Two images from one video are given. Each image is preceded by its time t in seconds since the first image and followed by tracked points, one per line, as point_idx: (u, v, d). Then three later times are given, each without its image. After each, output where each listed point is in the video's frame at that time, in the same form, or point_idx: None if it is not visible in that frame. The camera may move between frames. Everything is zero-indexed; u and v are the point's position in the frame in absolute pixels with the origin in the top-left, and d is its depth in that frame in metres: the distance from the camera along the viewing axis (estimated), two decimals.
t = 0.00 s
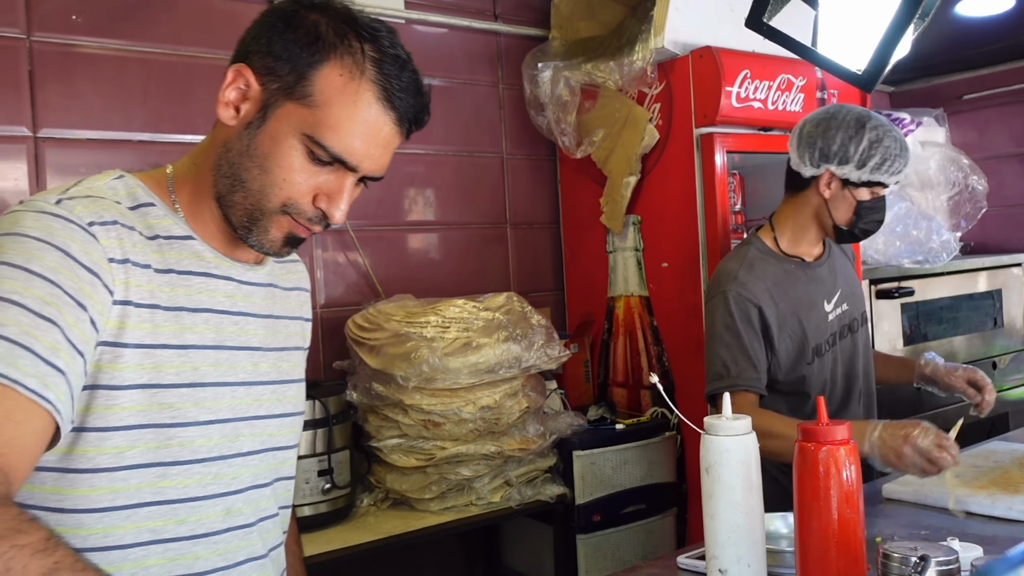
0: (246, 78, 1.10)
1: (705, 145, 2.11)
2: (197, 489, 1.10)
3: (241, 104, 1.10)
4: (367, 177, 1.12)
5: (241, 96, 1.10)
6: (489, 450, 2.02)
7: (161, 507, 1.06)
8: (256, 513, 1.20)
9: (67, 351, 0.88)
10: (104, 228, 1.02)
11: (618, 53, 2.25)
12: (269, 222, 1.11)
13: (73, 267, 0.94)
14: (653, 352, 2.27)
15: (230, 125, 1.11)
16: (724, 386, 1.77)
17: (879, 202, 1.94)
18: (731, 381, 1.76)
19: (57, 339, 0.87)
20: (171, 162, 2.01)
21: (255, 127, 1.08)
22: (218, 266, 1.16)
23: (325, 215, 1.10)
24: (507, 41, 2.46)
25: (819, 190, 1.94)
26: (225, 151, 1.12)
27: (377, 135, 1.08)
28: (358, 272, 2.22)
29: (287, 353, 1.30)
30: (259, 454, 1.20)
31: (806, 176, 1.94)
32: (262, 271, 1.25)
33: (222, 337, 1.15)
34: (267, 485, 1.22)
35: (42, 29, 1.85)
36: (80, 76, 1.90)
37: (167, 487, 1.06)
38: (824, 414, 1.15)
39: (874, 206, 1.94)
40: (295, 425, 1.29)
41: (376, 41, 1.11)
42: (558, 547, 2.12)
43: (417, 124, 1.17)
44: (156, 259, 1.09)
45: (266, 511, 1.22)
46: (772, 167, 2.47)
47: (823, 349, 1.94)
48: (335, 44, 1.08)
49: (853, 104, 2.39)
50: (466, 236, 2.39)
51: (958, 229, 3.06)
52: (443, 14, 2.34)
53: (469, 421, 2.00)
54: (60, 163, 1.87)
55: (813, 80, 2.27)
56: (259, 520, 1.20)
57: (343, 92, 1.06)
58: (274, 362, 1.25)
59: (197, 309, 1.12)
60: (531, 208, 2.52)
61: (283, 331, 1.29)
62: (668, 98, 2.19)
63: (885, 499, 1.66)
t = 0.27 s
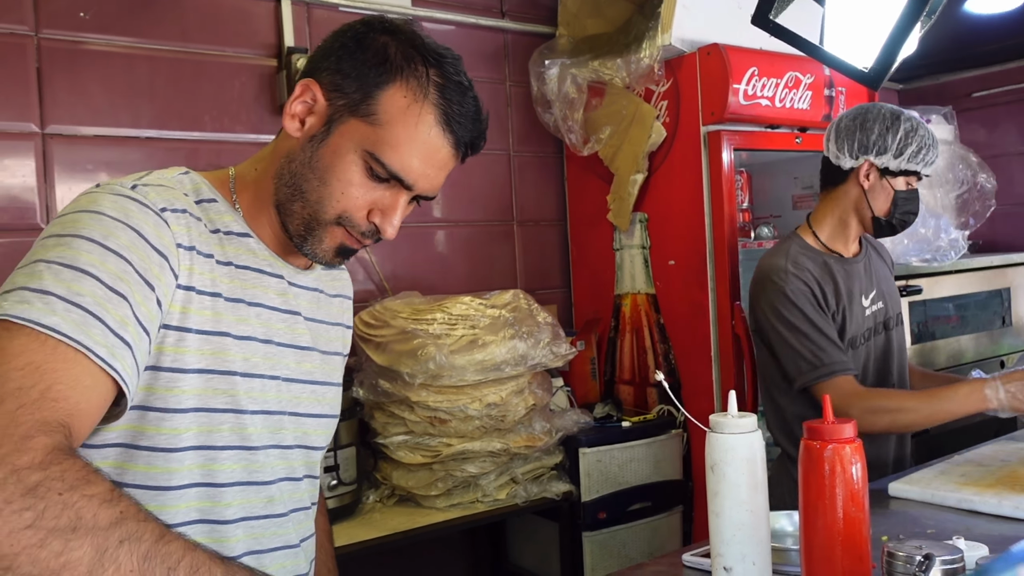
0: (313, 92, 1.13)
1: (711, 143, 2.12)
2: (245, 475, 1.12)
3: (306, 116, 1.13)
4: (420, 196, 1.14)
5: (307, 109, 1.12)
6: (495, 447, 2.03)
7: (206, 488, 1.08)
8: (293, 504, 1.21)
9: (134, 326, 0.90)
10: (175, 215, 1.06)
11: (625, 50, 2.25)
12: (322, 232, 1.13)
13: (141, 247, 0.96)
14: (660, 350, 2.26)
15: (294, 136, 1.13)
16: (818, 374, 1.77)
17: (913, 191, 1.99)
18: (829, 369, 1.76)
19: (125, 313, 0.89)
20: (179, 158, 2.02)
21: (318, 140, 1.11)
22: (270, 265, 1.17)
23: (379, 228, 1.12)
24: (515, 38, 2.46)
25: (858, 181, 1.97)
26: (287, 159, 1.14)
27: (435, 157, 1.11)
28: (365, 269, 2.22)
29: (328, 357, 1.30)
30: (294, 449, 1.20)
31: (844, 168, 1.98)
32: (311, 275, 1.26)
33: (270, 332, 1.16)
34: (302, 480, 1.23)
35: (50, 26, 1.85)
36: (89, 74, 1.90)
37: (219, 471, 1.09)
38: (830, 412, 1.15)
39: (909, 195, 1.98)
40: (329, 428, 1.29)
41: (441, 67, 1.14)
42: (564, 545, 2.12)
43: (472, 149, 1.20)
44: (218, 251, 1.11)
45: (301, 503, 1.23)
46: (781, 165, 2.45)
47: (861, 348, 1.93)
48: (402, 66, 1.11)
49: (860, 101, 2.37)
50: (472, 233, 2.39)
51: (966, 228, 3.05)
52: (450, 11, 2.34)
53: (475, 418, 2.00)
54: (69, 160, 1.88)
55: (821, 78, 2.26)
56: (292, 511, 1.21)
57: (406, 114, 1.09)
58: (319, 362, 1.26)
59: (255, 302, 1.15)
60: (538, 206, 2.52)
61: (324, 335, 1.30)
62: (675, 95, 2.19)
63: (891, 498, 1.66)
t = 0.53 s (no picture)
0: (360, 102, 1.18)
1: (710, 141, 2.12)
2: (276, 465, 1.14)
3: (352, 125, 1.18)
4: (456, 208, 1.19)
5: (354, 118, 1.18)
6: (491, 444, 2.04)
7: (239, 477, 1.10)
8: (323, 497, 1.24)
9: (167, 319, 0.93)
10: (221, 212, 1.10)
11: (625, 48, 2.24)
12: (359, 237, 1.17)
13: (179, 241, 1.00)
14: (657, 347, 2.27)
15: (339, 144, 1.19)
16: (926, 336, 1.79)
17: (960, 195, 2.03)
18: (933, 333, 1.79)
19: (160, 306, 0.93)
20: (178, 154, 2.03)
21: (362, 149, 1.16)
22: (308, 264, 1.21)
23: (414, 237, 1.17)
24: (514, 35, 2.47)
25: (909, 178, 2.03)
26: (330, 166, 1.19)
27: (473, 172, 1.16)
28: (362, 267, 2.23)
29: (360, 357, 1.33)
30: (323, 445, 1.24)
31: (897, 163, 2.04)
32: (347, 278, 1.29)
33: (306, 329, 1.19)
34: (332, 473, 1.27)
35: (50, 21, 1.86)
36: (89, 69, 1.91)
37: (252, 461, 1.11)
38: (819, 410, 1.16)
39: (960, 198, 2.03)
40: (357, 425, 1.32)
41: (484, 85, 1.19)
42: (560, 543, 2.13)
43: (509, 166, 1.24)
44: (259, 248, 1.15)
45: (330, 495, 1.26)
46: (779, 165, 2.47)
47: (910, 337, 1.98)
48: (446, 82, 1.16)
49: (859, 101, 2.37)
50: (471, 231, 2.39)
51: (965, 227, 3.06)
52: (450, 8, 2.35)
53: (472, 414, 2.01)
54: (68, 155, 1.89)
55: (820, 77, 2.26)
56: (322, 502, 1.24)
57: (448, 128, 1.14)
58: (352, 361, 1.30)
59: (296, 300, 1.19)
60: (536, 203, 2.51)
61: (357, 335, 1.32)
62: (674, 94, 2.19)
63: (885, 496, 1.66)
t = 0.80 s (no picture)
0: (364, 109, 1.19)
1: (684, 142, 2.14)
2: (272, 471, 1.15)
3: (355, 132, 1.18)
4: (458, 215, 1.20)
5: (357, 125, 1.18)
6: (464, 442, 2.05)
7: (224, 479, 1.11)
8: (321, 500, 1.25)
9: (172, 349, 0.97)
10: (215, 224, 1.10)
11: (601, 49, 2.26)
12: (361, 242, 1.18)
13: (178, 266, 1.01)
14: (630, 347, 2.29)
15: (342, 150, 1.19)
16: (892, 336, 1.82)
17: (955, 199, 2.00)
18: (900, 333, 1.82)
19: (163, 336, 0.95)
20: (152, 151, 2.02)
21: (365, 155, 1.16)
22: (307, 269, 1.22)
23: (416, 243, 1.17)
24: (491, 35, 2.48)
25: (903, 180, 2.01)
26: (333, 171, 1.19)
27: (475, 179, 1.17)
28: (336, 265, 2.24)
29: (357, 360, 1.33)
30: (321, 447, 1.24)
31: (892, 164, 2.03)
32: (347, 281, 1.30)
33: (303, 334, 1.20)
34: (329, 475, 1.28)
35: (22, 16, 1.84)
36: (61, 65, 1.89)
37: (243, 466, 1.12)
38: (785, 409, 1.18)
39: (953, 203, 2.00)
40: (353, 428, 1.34)
41: (486, 94, 1.20)
42: (532, 540, 2.15)
43: (508, 174, 1.25)
44: (258, 256, 1.16)
45: (327, 498, 1.28)
46: (749, 167, 2.49)
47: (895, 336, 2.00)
48: (450, 90, 1.17)
49: (831, 103, 2.39)
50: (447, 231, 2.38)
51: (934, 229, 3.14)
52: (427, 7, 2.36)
53: (446, 412, 2.02)
54: (39, 151, 1.87)
55: (792, 80, 2.28)
56: (320, 505, 1.26)
57: (452, 136, 1.15)
58: (349, 364, 1.30)
59: (291, 305, 1.19)
60: (512, 202, 2.52)
61: (355, 338, 1.32)
62: (649, 95, 2.20)
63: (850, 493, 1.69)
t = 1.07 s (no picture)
0: (305, 94, 1.17)
1: (626, 142, 2.16)
2: (211, 470, 1.13)
3: (297, 117, 1.17)
4: (402, 197, 1.16)
5: (299, 110, 1.16)
6: (405, 440, 2.04)
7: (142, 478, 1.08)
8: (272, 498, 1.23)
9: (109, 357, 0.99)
10: (147, 226, 1.09)
11: (544, 47, 2.25)
12: (304, 227, 1.14)
13: (109, 269, 1.01)
14: (573, 344, 2.30)
15: (284, 135, 1.17)
16: (814, 334, 1.84)
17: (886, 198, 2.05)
18: (822, 331, 1.84)
19: (101, 342, 0.97)
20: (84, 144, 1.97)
21: (305, 139, 1.14)
22: (252, 266, 1.20)
23: (359, 225, 1.13)
24: (435, 32, 2.47)
25: (839, 179, 2.07)
26: (276, 158, 1.17)
27: (418, 158, 1.14)
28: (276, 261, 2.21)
29: (309, 355, 1.30)
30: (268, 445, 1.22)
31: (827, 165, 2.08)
32: (297, 276, 1.27)
33: (247, 331, 1.18)
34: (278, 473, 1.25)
35: None
36: None
37: (176, 467, 1.09)
38: (718, 404, 1.19)
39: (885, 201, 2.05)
40: (304, 425, 1.31)
41: (428, 74, 1.18)
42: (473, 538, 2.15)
43: (455, 156, 1.22)
44: (196, 254, 1.14)
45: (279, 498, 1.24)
46: (692, 166, 2.54)
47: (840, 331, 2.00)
48: (389, 70, 1.15)
49: (770, 105, 2.43)
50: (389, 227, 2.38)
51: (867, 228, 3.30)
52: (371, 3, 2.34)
53: (387, 411, 2.02)
54: None
55: (732, 82, 2.32)
56: (270, 503, 1.23)
57: (390, 114, 1.12)
58: (297, 360, 1.27)
59: (233, 301, 1.17)
60: (455, 200, 2.52)
61: (307, 333, 1.29)
62: (592, 94, 2.21)
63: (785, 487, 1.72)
